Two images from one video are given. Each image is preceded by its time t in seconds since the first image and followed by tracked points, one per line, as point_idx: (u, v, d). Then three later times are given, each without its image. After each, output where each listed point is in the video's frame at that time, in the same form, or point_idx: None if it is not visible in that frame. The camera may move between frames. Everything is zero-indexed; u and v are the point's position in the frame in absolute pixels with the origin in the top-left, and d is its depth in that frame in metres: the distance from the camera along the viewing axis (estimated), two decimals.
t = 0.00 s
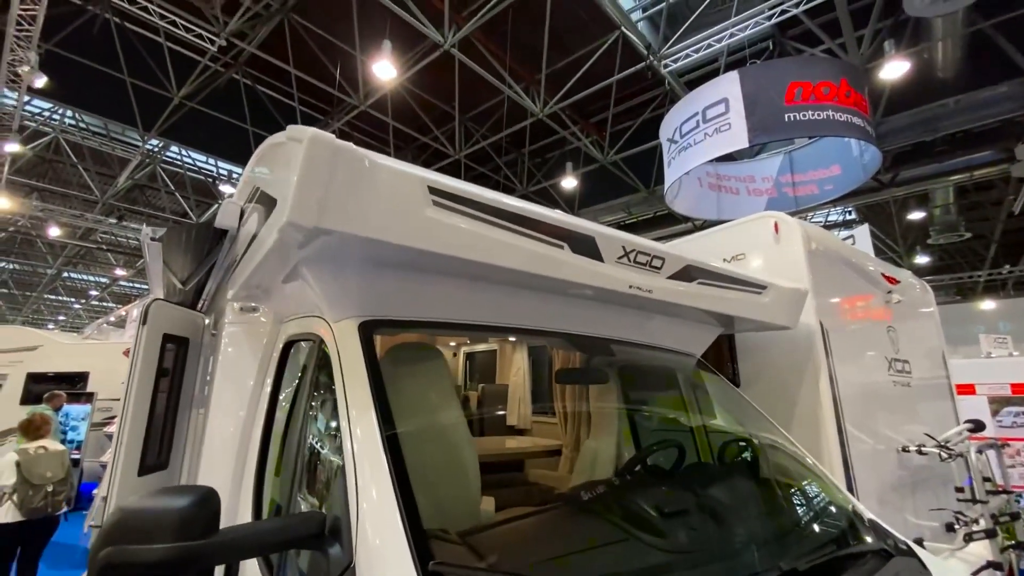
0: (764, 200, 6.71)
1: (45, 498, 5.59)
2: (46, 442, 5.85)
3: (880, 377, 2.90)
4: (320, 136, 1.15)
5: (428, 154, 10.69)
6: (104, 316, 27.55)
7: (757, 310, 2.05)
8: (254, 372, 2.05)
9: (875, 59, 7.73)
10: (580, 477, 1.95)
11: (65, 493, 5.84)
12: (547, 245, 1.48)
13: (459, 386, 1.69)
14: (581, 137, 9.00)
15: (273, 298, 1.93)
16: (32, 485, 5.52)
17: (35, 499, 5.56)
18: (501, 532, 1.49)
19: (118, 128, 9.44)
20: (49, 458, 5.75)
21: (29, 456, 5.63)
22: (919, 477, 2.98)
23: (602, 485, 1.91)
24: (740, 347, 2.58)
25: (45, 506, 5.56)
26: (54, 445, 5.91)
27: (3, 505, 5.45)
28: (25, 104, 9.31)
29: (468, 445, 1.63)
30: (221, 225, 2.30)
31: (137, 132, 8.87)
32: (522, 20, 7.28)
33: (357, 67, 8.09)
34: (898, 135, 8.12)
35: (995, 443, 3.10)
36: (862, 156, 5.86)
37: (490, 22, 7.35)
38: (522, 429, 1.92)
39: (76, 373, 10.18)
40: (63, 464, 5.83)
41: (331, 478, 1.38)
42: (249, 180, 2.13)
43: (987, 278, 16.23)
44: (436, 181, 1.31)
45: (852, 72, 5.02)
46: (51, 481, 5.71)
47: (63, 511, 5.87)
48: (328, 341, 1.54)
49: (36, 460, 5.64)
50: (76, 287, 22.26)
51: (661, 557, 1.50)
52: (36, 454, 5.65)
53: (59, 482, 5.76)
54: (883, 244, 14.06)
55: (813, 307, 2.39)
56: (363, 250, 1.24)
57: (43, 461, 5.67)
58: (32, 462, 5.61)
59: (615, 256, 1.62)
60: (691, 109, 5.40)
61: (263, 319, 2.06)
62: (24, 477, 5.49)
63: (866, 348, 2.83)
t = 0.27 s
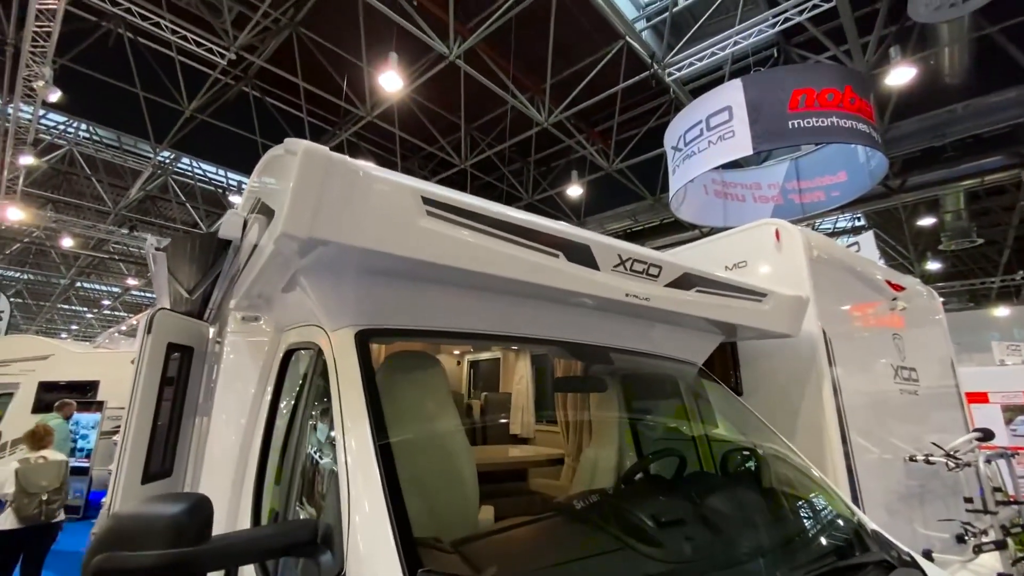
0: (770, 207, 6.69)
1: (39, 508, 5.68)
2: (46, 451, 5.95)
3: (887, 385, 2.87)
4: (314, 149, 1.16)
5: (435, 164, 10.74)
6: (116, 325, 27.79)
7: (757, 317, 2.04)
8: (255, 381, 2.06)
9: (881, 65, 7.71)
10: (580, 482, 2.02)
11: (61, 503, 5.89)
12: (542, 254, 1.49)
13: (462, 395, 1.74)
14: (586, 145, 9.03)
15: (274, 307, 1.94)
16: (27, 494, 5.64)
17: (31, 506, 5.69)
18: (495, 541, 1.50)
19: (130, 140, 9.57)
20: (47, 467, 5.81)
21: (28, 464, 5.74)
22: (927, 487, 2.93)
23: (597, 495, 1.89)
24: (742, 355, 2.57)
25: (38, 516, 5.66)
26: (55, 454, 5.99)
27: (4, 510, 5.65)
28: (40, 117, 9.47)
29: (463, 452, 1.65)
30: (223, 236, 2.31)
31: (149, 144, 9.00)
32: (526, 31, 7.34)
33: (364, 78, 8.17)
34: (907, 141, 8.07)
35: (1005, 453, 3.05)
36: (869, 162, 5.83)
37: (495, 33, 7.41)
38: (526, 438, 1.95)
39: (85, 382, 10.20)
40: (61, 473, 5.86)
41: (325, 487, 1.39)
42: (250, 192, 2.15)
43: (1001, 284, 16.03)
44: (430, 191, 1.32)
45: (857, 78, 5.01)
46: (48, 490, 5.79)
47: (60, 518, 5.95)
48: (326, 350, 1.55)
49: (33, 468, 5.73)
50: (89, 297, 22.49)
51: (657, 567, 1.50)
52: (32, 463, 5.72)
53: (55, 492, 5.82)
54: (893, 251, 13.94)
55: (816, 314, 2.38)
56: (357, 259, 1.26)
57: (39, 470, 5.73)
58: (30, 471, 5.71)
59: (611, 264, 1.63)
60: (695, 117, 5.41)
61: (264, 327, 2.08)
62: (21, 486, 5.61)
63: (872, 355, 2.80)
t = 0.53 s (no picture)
0: (778, 212, 6.67)
1: (36, 505, 6.25)
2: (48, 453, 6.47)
3: (895, 391, 2.84)
4: (309, 159, 1.18)
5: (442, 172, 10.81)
6: (129, 333, 28.12)
7: (757, 323, 2.03)
8: (257, 388, 2.09)
9: (888, 69, 7.68)
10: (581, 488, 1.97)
11: (59, 500, 6.45)
12: (538, 260, 1.50)
13: (466, 400, 1.78)
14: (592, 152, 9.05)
15: (276, 314, 1.96)
16: (26, 491, 6.24)
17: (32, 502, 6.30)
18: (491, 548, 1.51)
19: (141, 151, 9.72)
20: (46, 467, 6.36)
21: (29, 463, 6.32)
22: (937, 494, 2.88)
23: (589, 500, 1.88)
24: (745, 360, 2.55)
25: (34, 513, 6.24)
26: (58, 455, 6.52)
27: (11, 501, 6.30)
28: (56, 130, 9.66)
29: (459, 457, 1.67)
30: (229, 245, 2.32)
31: (160, 154, 9.14)
32: (531, 40, 7.39)
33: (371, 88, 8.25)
34: (916, 144, 8.00)
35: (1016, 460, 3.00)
36: (876, 166, 5.79)
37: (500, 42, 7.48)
38: (530, 445, 2.04)
39: (96, 389, 10.29)
40: (58, 474, 6.39)
41: (321, 494, 1.41)
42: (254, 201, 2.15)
43: (1016, 289, 15.81)
44: (425, 199, 1.34)
45: (863, 82, 4.99)
46: (48, 488, 6.36)
47: (60, 515, 6.51)
48: (325, 356, 1.57)
49: (31, 468, 6.28)
50: (103, 305, 22.80)
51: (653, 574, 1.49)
52: (30, 463, 6.29)
53: (53, 491, 6.37)
54: (905, 255, 13.80)
55: (818, 320, 2.36)
56: (352, 267, 1.28)
57: (38, 471, 6.27)
58: (29, 470, 6.27)
59: (608, 270, 1.63)
60: (699, 123, 5.42)
61: (267, 334, 2.10)
62: (21, 483, 6.21)
63: (879, 361, 2.76)
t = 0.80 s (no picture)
0: (786, 216, 6.64)
1: (50, 508, 6.35)
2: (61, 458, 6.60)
3: (901, 396, 2.81)
4: (308, 172, 1.20)
5: (449, 178, 10.87)
6: (142, 340, 28.36)
7: (758, 329, 2.03)
8: (262, 395, 2.11)
9: (897, 71, 7.64)
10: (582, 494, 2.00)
11: (72, 503, 6.55)
12: (535, 268, 1.51)
13: (472, 405, 1.84)
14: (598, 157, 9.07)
15: (280, 322, 1.99)
16: (41, 494, 6.35)
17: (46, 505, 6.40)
18: (489, 553, 1.53)
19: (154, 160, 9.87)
20: (59, 471, 6.47)
21: (43, 468, 6.43)
22: (946, 503, 2.85)
23: (585, 507, 1.87)
24: (749, 367, 2.55)
25: (48, 515, 6.33)
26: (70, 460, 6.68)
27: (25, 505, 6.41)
28: (71, 141, 9.81)
29: (458, 462, 1.70)
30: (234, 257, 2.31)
31: (172, 163, 9.26)
32: (537, 47, 7.44)
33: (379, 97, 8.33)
34: (927, 146, 7.93)
35: None
36: (885, 169, 5.76)
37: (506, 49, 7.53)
38: (535, 451, 2.03)
39: (110, 396, 10.43)
40: (71, 478, 6.50)
41: (321, 500, 1.43)
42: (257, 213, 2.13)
43: None
44: (422, 209, 1.36)
45: (870, 85, 4.96)
46: (61, 491, 6.46)
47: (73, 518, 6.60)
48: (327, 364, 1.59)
49: (44, 473, 6.40)
50: (116, 312, 23.03)
51: None
52: (43, 468, 6.40)
53: (66, 494, 6.48)
54: (917, 258, 13.65)
55: (821, 325, 2.36)
56: (351, 277, 1.30)
57: (51, 474, 6.39)
58: (43, 474, 6.38)
59: (606, 277, 1.64)
60: (705, 128, 5.42)
61: (273, 341, 2.13)
62: (35, 486, 6.32)
63: (885, 367, 2.73)
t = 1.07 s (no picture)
0: (795, 219, 6.59)
1: (71, 511, 6.50)
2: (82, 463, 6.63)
3: (911, 402, 2.78)
4: (310, 184, 1.23)
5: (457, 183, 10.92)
6: (156, 345, 28.64)
7: (761, 334, 2.03)
8: (269, 401, 2.14)
9: (907, 72, 7.58)
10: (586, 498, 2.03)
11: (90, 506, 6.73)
12: (535, 276, 1.53)
13: (478, 411, 1.85)
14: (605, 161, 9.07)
15: (287, 329, 2.02)
16: (62, 498, 6.44)
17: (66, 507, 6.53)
18: (490, 558, 1.54)
19: (167, 168, 10.02)
20: (80, 476, 6.55)
21: (65, 472, 6.48)
22: (958, 509, 2.81)
23: (586, 514, 1.87)
24: (754, 372, 2.54)
25: (70, 518, 6.49)
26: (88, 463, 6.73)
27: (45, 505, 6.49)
28: (87, 149, 9.98)
29: (460, 467, 1.72)
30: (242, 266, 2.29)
31: (185, 171, 9.38)
32: (544, 52, 7.47)
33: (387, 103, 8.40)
34: (939, 146, 7.85)
35: None
36: (896, 170, 5.70)
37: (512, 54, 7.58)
38: (541, 456, 2.09)
39: (124, 401, 10.57)
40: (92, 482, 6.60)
41: (324, 505, 1.45)
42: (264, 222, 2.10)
43: None
44: (422, 218, 1.38)
45: (878, 87, 4.93)
46: (81, 494, 6.58)
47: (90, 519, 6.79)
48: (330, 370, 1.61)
49: (67, 477, 6.46)
50: (131, 318, 23.31)
51: None
52: (66, 473, 6.46)
53: (86, 498, 6.62)
54: (931, 260, 13.47)
55: (827, 330, 2.35)
56: (353, 286, 1.32)
57: (74, 480, 6.47)
58: (65, 479, 6.45)
59: (607, 284, 1.65)
60: (712, 131, 5.42)
61: (280, 348, 2.16)
62: (57, 491, 6.40)
63: (893, 371, 2.71)
